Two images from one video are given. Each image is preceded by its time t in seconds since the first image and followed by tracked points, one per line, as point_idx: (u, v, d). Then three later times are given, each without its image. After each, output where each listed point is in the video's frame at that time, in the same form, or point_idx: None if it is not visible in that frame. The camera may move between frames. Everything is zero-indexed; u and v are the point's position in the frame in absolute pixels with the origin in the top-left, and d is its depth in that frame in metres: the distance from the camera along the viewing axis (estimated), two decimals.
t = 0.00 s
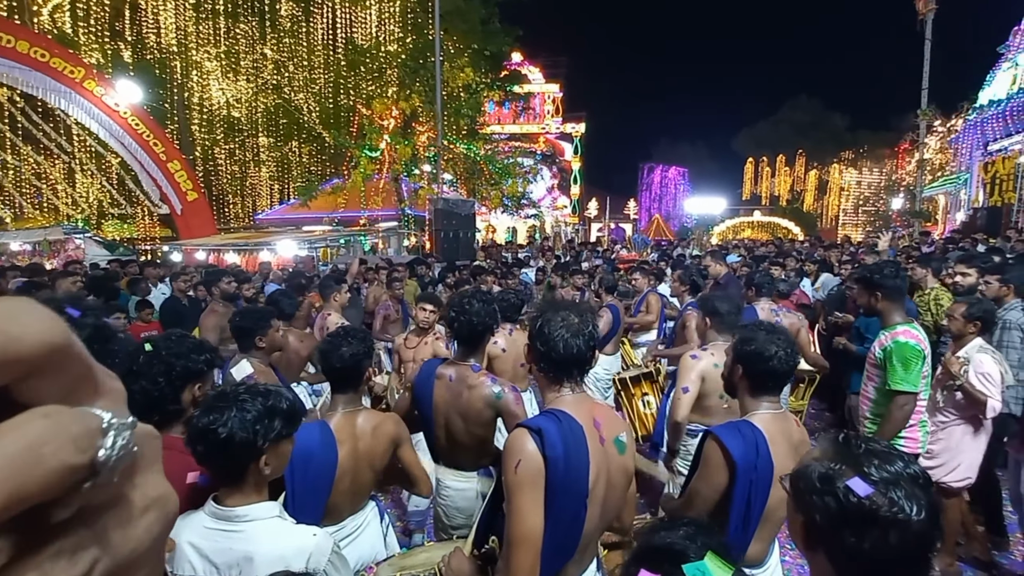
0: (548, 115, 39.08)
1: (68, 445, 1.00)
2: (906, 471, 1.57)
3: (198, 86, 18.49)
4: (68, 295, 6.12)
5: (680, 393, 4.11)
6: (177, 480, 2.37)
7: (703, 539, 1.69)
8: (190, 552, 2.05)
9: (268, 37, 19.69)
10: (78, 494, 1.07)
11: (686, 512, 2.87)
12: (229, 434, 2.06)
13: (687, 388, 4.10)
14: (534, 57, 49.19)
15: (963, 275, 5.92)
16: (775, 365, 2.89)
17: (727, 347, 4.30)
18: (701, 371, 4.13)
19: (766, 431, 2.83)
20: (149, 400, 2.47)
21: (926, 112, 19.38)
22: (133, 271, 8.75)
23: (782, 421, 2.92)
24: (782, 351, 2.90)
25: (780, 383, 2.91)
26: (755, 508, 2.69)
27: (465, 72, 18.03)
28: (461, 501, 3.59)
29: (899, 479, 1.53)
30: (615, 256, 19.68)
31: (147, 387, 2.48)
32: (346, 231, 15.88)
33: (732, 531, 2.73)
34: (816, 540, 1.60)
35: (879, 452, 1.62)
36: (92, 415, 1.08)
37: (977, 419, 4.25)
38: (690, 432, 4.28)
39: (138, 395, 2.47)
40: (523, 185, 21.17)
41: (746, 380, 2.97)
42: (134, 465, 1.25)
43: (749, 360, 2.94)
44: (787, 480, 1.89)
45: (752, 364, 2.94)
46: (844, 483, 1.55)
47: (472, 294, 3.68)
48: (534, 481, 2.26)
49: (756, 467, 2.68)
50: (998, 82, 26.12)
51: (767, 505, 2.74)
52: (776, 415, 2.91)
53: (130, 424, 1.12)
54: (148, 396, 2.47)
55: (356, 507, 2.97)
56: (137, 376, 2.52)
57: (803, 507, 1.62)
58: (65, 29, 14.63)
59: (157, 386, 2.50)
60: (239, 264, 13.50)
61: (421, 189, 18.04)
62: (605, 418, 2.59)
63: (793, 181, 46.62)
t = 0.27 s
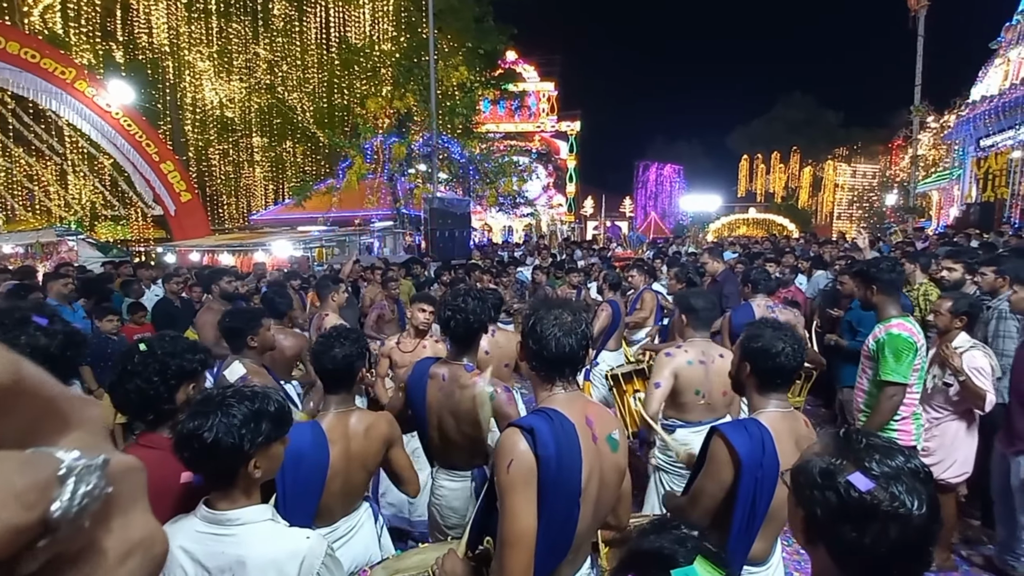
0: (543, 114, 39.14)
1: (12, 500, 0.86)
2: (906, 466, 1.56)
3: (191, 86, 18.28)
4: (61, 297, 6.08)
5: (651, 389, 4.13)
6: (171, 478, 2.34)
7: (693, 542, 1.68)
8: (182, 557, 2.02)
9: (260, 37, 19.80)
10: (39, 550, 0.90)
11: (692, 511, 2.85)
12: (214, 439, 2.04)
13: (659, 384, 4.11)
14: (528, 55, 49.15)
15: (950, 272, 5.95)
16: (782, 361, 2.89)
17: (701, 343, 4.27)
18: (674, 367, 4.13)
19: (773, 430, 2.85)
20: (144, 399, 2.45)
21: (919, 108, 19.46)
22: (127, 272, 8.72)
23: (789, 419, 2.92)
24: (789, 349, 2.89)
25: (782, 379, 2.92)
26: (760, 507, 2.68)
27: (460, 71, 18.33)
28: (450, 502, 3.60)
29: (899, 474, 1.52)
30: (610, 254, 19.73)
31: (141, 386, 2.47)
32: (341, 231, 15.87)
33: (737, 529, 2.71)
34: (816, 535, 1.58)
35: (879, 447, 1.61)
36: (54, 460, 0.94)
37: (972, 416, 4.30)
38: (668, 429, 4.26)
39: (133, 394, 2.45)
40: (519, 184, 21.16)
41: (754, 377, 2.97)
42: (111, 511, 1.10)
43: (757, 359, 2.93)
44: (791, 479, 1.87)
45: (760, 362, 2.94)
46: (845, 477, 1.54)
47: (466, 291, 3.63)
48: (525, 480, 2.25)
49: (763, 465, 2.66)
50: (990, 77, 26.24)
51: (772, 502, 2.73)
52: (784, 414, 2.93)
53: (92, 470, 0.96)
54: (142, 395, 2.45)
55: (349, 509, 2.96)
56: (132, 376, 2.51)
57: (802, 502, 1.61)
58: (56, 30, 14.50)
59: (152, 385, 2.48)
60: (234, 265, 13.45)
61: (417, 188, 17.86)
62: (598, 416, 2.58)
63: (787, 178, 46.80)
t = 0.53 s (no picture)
0: (537, 112, 39.16)
1: None
2: (911, 461, 1.55)
3: (184, 85, 18.19)
4: (52, 298, 6.05)
5: (629, 389, 4.16)
6: (162, 482, 2.33)
7: (680, 545, 1.68)
8: (173, 560, 2.01)
9: (252, 34, 19.53)
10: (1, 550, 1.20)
11: (693, 509, 2.85)
12: (206, 441, 2.03)
13: (636, 384, 4.13)
14: (522, 54, 49.11)
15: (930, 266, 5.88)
16: (783, 358, 2.90)
17: (684, 342, 4.28)
18: (653, 368, 4.15)
19: (772, 426, 2.85)
20: (133, 400, 2.43)
21: (910, 105, 19.56)
22: (118, 273, 8.68)
23: (790, 417, 2.92)
24: (788, 348, 2.91)
25: (776, 376, 2.92)
26: (760, 504, 2.68)
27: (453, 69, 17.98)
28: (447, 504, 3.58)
29: (905, 469, 1.52)
30: (605, 252, 19.75)
31: (132, 387, 2.45)
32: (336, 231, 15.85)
33: (736, 527, 2.71)
34: (821, 530, 1.58)
35: (884, 442, 1.61)
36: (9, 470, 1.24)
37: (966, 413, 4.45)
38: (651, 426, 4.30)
39: (124, 396, 2.43)
40: (513, 182, 21.10)
41: (754, 375, 2.98)
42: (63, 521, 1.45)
43: (759, 358, 2.94)
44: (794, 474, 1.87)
45: (761, 359, 2.94)
46: (851, 473, 1.54)
47: (463, 290, 3.63)
48: (518, 478, 2.25)
49: (763, 463, 2.66)
50: (981, 74, 26.40)
51: (771, 500, 2.74)
52: (783, 411, 2.92)
53: (57, 482, 1.28)
54: (133, 395, 2.43)
55: (343, 509, 2.95)
56: (122, 376, 2.49)
57: (808, 498, 1.61)
58: (46, 29, 14.43)
59: (143, 385, 2.46)
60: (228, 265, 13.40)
61: (411, 187, 18.00)
62: (590, 414, 2.57)
63: (781, 176, 46.92)
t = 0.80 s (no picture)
0: (530, 111, 39.20)
1: None
2: (914, 458, 1.58)
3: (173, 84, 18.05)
4: (40, 300, 6.00)
5: (616, 386, 4.19)
6: (149, 485, 2.34)
7: (666, 546, 1.69)
8: (163, 564, 2.00)
9: (242, 34, 19.73)
10: None
11: (686, 506, 2.87)
12: (200, 445, 2.03)
13: (623, 381, 4.17)
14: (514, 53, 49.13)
15: (904, 263, 5.78)
16: (777, 355, 2.92)
17: (673, 340, 4.30)
18: (639, 365, 4.17)
19: (766, 424, 2.87)
20: (119, 404, 2.43)
21: (899, 104, 19.72)
22: (107, 275, 8.62)
23: (784, 415, 2.94)
24: (781, 346, 2.93)
25: (767, 372, 2.94)
26: (751, 501, 2.70)
27: (445, 68, 18.31)
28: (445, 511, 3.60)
29: (909, 466, 1.55)
30: (598, 250, 19.80)
31: (118, 390, 2.44)
32: (328, 230, 15.82)
33: (727, 523, 2.74)
34: (823, 525, 1.60)
35: (887, 439, 1.64)
36: None
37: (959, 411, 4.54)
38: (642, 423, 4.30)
39: (110, 399, 2.43)
40: (506, 182, 21.00)
41: (748, 373, 3.00)
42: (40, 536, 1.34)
43: (752, 356, 2.96)
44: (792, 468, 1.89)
45: (755, 358, 2.96)
46: (856, 470, 1.56)
47: (465, 293, 3.62)
48: (508, 477, 2.26)
49: (754, 459, 2.68)
50: (969, 72, 26.66)
51: (763, 496, 2.76)
52: (776, 409, 2.94)
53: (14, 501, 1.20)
54: (119, 399, 2.43)
55: (336, 510, 2.95)
56: (107, 380, 2.48)
57: (810, 494, 1.63)
58: (34, 28, 14.13)
59: (129, 389, 2.45)
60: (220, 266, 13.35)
61: (403, 186, 17.97)
62: (581, 413, 2.59)
63: (772, 174, 47.17)
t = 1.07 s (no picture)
0: (525, 110, 39.22)
1: None
2: (894, 455, 1.60)
3: (166, 83, 17.88)
4: (31, 301, 5.96)
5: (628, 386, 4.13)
6: (139, 488, 2.33)
7: (649, 546, 1.69)
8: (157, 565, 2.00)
9: (236, 32, 19.53)
10: None
11: (680, 501, 2.88)
12: (196, 446, 2.01)
13: (636, 381, 4.10)
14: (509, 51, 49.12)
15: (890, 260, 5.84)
16: (770, 353, 2.93)
17: (683, 338, 4.30)
18: (654, 365, 4.15)
19: (759, 418, 2.88)
20: (107, 408, 2.42)
21: (892, 102, 19.82)
22: (100, 274, 8.58)
23: (776, 409, 2.96)
24: (774, 344, 2.93)
25: (762, 369, 2.96)
26: (744, 495, 2.72)
27: (440, 66, 18.17)
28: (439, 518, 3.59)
29: (888, 464, 1.56)
30: (594, 248, 19.85)
31: (106, 393, 2.43)
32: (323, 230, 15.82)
33: (722, 516, 2.76)
34: (804, 522, 1.61)
35: (868, 437, 1.66)
36: None
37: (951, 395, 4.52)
38: (650, 420, 4.32)
39: (97, 403, 2.42)
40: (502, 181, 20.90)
41: (741, 370, 3.00)
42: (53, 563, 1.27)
43: (746, 355, 2.96)
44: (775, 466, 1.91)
45: (747, 355, 2.97)
46: (834, 466, 1.56)
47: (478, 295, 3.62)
48: (504, 475, 2.26)
49: (747, 454, 2.70)
50: (962, 71, 26.78)
51: (756, 490, 2.77)
52: (768, 404, 2.95)
53: (36, 527, 1.14)
54: (107, 402, 2.42)
55: (331, 509, 2.95)
56: (94, 384, 2.46)
57: (792, 490, 1.64)
58: (25, 27, 13.88)
59: (117, 393, 2.44)
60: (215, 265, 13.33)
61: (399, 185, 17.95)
62: (577, 411, 2.59)
63: (766, 172, 47.33)
